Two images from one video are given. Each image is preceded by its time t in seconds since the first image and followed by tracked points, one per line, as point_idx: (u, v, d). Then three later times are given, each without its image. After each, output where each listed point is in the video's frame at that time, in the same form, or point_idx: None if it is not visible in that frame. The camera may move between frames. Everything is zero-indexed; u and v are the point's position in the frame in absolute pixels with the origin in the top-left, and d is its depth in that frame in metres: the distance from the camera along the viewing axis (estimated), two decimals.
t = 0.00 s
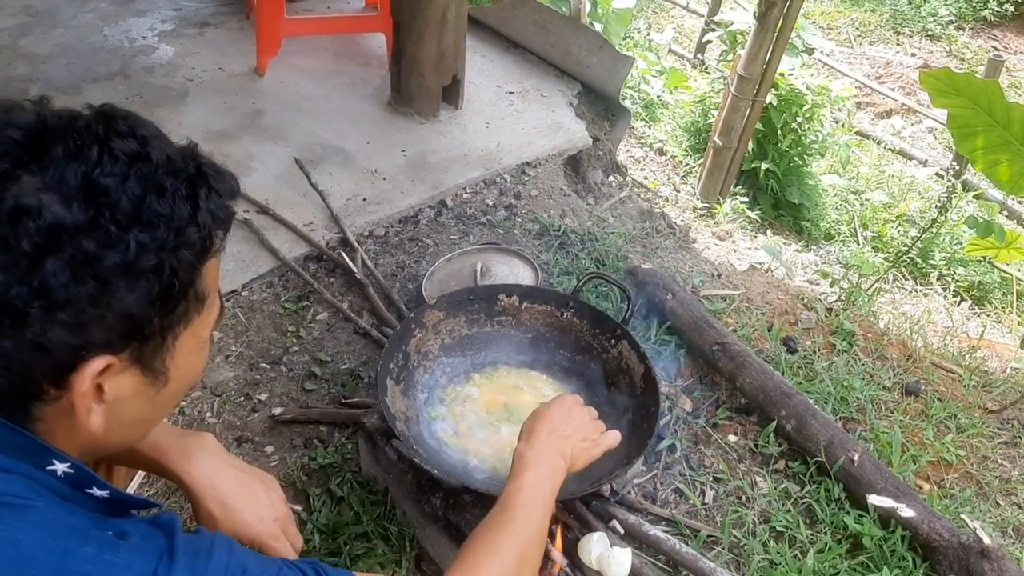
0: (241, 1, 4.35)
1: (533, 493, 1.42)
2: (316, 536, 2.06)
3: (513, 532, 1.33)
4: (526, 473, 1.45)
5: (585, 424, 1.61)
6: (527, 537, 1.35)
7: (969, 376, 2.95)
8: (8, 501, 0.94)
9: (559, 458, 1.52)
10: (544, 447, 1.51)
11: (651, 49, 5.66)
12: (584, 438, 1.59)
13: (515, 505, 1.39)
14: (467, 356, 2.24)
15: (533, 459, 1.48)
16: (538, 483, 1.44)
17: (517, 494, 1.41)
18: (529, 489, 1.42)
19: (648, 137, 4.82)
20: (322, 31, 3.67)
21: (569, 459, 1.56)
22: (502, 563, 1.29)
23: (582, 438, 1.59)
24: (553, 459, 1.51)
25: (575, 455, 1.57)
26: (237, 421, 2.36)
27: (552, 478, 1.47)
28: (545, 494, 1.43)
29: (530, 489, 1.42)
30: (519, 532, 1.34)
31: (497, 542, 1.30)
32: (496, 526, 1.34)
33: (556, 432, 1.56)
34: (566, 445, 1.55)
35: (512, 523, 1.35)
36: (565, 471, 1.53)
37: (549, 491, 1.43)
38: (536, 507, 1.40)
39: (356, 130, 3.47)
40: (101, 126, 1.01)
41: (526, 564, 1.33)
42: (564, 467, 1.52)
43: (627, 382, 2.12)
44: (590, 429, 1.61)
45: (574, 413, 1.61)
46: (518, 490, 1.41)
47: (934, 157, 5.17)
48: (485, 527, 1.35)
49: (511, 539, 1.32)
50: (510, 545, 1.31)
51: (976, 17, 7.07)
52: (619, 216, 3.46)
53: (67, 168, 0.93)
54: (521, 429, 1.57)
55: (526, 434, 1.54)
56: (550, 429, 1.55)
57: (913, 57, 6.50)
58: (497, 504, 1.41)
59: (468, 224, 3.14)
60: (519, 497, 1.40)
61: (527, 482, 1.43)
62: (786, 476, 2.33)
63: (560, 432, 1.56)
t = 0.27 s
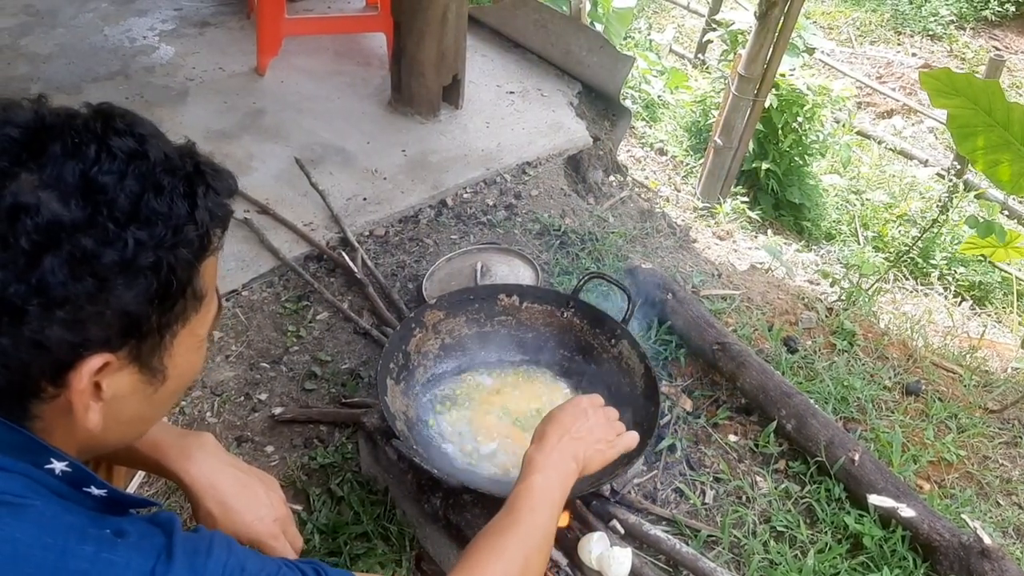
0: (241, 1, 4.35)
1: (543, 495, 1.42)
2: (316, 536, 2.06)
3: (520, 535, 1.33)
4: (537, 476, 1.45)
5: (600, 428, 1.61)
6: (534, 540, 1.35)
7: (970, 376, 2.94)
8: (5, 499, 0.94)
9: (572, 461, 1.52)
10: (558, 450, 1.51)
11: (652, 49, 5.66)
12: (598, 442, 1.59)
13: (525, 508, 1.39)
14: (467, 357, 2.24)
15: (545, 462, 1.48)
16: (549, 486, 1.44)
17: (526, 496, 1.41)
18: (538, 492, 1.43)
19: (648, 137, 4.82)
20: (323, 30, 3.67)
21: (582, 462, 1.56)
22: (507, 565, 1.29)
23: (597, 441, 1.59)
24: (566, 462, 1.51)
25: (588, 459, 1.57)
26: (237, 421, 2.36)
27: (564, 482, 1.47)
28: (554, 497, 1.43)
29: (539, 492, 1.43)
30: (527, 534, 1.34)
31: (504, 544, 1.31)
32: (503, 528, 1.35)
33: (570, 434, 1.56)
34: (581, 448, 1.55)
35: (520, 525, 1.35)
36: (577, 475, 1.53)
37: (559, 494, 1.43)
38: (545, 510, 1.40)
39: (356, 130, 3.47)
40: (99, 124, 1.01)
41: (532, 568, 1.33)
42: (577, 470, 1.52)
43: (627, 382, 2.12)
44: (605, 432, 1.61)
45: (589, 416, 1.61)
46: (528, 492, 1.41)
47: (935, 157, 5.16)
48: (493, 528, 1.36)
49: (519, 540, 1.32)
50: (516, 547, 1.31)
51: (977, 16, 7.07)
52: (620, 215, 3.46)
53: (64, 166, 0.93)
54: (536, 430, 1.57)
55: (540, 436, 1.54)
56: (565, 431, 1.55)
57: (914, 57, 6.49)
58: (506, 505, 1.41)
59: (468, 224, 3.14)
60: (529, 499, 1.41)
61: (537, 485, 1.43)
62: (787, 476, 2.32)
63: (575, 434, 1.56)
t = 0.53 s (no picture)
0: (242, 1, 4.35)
1: (542, 500, 1.42)
2: (317, 536, 2.06)
3: (520, 541, 1.34)
4: (536, 481, 1.45)
5: (597, 432, 1.61)
6: (534, 545, 1.35)
7: (970, 376, 2.95)
8: (5, 499, 0.94)
9: (570, 465, 1.52)
10: (556, 454, 1.51)
11: (652, 49, 5.66)
12: (595, 446, 1.59)
13: (524, 513, 1.39)
14: (468, 356, 2.24)
15: (543, 467, 1.48)
16: (548, 491, 1.44)
17: (525, 501, 1.41)
18: (537, 497, 1.43)
19: (649, 137, 4.83)
20: (323, 30, 3.67)
21: (580, 467, 1.56)
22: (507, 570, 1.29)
23: (594, 446, 1.59)
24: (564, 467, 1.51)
25: (586, 463, 1.57)
26: (238, 421, 2.36)
27: (562, 488, 1.47)
28: (553, 502, 1.43)
29: (538, 497, 1.43)
30: (526, 540, 1.34)
31: (503, 549, 1.31)
32: (503, 534, 1.35)
33: (568, 439, 1.56)
34: (578, 453, 1.55)
35: (519, 531, 1.35)
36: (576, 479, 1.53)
37: (558, 499, 1.43)
38: (544, 515, 1.40)
39: (356, 130, 3.47)
40: (99, 124, 1.01)
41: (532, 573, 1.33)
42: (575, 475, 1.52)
43: (628, 382, 2.12)
44: (602, 437, 1.62)
45: (588, 421, 1.61)
46: (527, 498, 1.41)
47: (936, 157, 5.16)
48: (492, 533, 1.36)
49: (518, 546, 1.33)
50: (515, 553, 1.31)
51: (978, 16, 7.07)
52: (620, 216, 3.47)
53: (64, 166, 0.93)
54: (533, 435, 1.57)
55: (538, 441, 1.54)
56: (562, 436, 1.55)
57: (914, 57, 6.50)
58: (505, 510, 1.41)
59: (469, 224, 3.14)
60: (528, 504, 1.41)
61: (536, 490, 1.43)
62: (787, 476, 2.32)
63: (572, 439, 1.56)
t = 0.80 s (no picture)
0: (243, 2, 4.36)
1: (540, 504, 1.43)
2: (319, 536, 2.07)
3: (521, 543, 1.34)
4: (533, 484, 1.45)
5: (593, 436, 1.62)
6: (534, 548, 1.35)
7: (971, 376, 2.95)
8: (8, 498, 0.95)
9: (567, 469, 1.53)
10: (553, 457, 1.52)
11: (653, 49, 5.67)
12: (591, 450, 1.60)
13: (523, 516, 1.39)
14: (469, 356, 2.25)
15: (540, 471, 1.48)
16: (546, 494, 1.44)
17: (524, 504, 1.42)
18: (536, 500, 1.43)
19: (650, 137, 4.84)
20: (324, 31, 3.68)
21: (576, 470, 1.56)
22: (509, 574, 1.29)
23: (590, 450, 1.60)
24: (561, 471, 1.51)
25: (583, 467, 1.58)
26: (240, 421, 2.37)
27: (560, 492, 1.48)
28: (552, 505, 1.44)
29: (536, 500, 1.43)
30: (527, 543, 1.35)
31: (505, 552, 1.31)
32: (504, 538, 1.35)
33: (564, 442, 1.56)
34: (574, 456, 1.56)
35: (519, 534, 1.36)
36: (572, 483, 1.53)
37: (556, 503, 1.44)
38: (543, 518, 1.40)
39: (358, 130, 3.47)
40: (102, 124, 1.01)
41: None
42: (572, 479, 1.52)
43: (630, 382, 2.12)
44: (598, 441, 1.62)
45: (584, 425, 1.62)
46: (526, 501, 1.42)
47: (937, 157, 5.17)
48: (492, 537, 1.36)
49: (519, 550, 1.33)
50: (517, 556, 1.32)
51: (978, 17, 7.07)
52: (621, 216, 3.48)
53: (68, 166, 0.94)
54: (528, 440, 1.57)
55: (535, 444, 1.54)
56: (559, 440, 1.56)
57: (915, 58, 6.50)
58: (504, 514, 1.42)
59: (470, 224, 3.15)
60: (527, 508, 1.41)
61: (535, 493, 1.44)
62: (788, 476, 2.33)
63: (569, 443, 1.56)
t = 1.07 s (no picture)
0: (244, 1, 4.35)
1: (540, 505, 1.42)
2: (319, 537, 2.06)
3: (522, 545, 1.34)
4: (533, 486, 1.45)
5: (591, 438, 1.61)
6: (535, 549, 1.35)
7: (972, 376, 2.94)
8: (8, 498, 0.94)
9: (567, 472, 1.52)
10: (552, 459, 1.52)
11: (654, 49, 5.66)
12: (591, 453, 1.59)
13: (523, 517, 1.39)
14: (470, 356, 2.24)
15: (540, 472, 1.48)
16: (546, 496, 1.44)
17: (524, 506, 1.41)
18: (536, 502, 1.42)
19: (651, 137, 4.86)
20: (325, 31, 3.67)
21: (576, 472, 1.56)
22: None
23: (589, 451, 1.60)
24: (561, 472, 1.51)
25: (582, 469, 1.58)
26: (240, 421, 2.36)
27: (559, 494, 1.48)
28: (552, 506, 1.43)
29: (536, 502, 1.42)
30: (527, 544, 1.34)
31: (505, 552, 1.31)
32: (504, 539, 1.35)
33: (563, 445, 1.56)
34: (574, 459, 1.56)
35: (520, 536, 1.35)
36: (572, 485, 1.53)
37: (556, 503, 1.43)
38: (543, 520, 1.40)
39: (358, 130, 3.47)
40: (103, 123, 1.01)
41: None
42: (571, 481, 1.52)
43: (631, 382, 2.11)
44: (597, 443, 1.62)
45: (582, 427, 1.61)
46: (525, 502, 1.42)
47: (938, 157, 5.16)
48: (492, 539, 1.36)
49: (519, 551, 1.33)
50: (517, 558, 1.31)
51: (979, 17, 7.06)
52: (622, 216, 3.47)
53: (68, 165, 0.93)
54: (526, 443, 1.57)
55: (534, 447, 1.54)
56: (557, 443, 1.55)
57: (916, 58, 6.49)
58: (504, 515, 1.41)
59: (470, 224, 3.14)
60: (526, 509, 1.41)
61: (535, 494, 1.43)
62: (789, 477, 2.32)
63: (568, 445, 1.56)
